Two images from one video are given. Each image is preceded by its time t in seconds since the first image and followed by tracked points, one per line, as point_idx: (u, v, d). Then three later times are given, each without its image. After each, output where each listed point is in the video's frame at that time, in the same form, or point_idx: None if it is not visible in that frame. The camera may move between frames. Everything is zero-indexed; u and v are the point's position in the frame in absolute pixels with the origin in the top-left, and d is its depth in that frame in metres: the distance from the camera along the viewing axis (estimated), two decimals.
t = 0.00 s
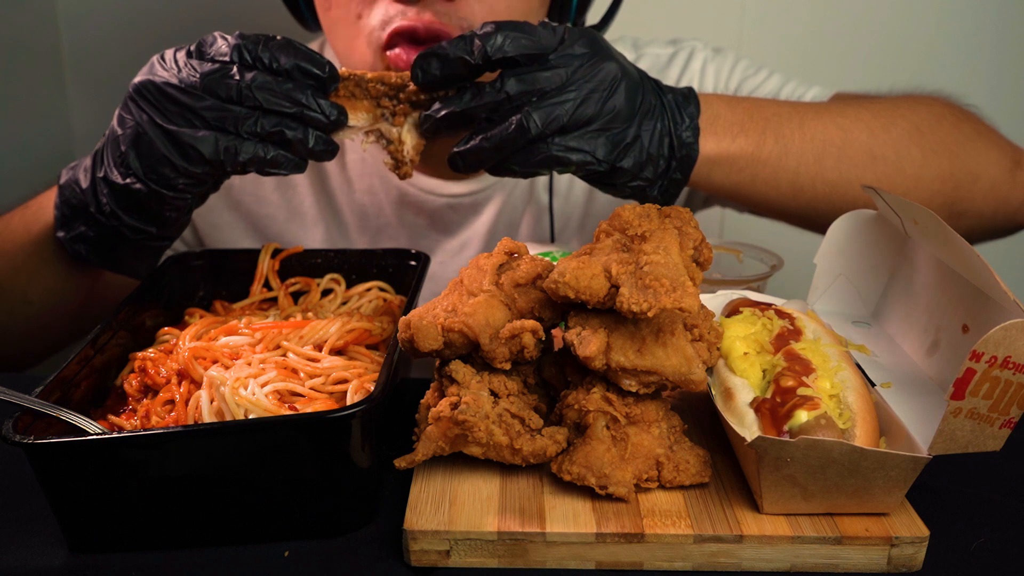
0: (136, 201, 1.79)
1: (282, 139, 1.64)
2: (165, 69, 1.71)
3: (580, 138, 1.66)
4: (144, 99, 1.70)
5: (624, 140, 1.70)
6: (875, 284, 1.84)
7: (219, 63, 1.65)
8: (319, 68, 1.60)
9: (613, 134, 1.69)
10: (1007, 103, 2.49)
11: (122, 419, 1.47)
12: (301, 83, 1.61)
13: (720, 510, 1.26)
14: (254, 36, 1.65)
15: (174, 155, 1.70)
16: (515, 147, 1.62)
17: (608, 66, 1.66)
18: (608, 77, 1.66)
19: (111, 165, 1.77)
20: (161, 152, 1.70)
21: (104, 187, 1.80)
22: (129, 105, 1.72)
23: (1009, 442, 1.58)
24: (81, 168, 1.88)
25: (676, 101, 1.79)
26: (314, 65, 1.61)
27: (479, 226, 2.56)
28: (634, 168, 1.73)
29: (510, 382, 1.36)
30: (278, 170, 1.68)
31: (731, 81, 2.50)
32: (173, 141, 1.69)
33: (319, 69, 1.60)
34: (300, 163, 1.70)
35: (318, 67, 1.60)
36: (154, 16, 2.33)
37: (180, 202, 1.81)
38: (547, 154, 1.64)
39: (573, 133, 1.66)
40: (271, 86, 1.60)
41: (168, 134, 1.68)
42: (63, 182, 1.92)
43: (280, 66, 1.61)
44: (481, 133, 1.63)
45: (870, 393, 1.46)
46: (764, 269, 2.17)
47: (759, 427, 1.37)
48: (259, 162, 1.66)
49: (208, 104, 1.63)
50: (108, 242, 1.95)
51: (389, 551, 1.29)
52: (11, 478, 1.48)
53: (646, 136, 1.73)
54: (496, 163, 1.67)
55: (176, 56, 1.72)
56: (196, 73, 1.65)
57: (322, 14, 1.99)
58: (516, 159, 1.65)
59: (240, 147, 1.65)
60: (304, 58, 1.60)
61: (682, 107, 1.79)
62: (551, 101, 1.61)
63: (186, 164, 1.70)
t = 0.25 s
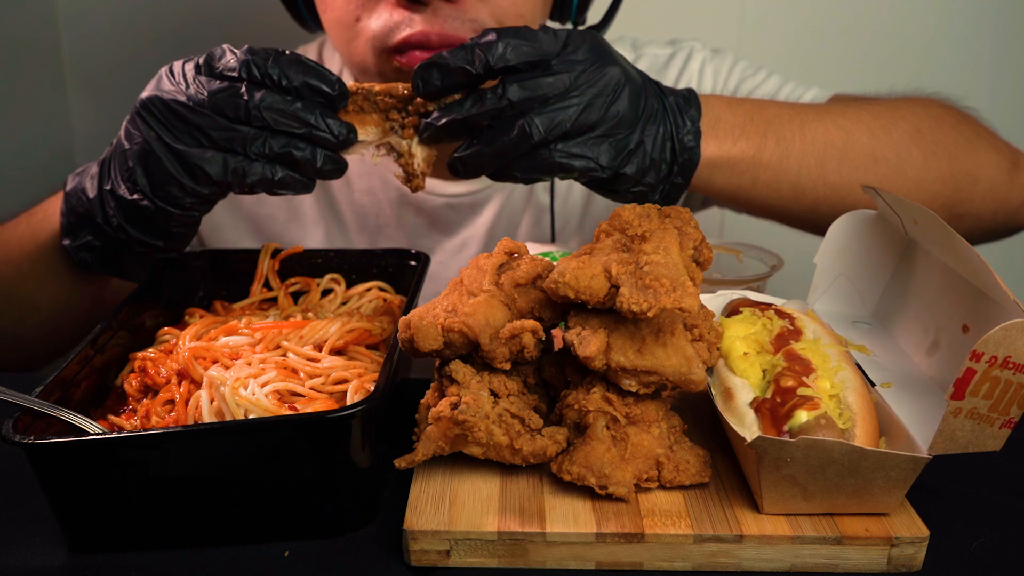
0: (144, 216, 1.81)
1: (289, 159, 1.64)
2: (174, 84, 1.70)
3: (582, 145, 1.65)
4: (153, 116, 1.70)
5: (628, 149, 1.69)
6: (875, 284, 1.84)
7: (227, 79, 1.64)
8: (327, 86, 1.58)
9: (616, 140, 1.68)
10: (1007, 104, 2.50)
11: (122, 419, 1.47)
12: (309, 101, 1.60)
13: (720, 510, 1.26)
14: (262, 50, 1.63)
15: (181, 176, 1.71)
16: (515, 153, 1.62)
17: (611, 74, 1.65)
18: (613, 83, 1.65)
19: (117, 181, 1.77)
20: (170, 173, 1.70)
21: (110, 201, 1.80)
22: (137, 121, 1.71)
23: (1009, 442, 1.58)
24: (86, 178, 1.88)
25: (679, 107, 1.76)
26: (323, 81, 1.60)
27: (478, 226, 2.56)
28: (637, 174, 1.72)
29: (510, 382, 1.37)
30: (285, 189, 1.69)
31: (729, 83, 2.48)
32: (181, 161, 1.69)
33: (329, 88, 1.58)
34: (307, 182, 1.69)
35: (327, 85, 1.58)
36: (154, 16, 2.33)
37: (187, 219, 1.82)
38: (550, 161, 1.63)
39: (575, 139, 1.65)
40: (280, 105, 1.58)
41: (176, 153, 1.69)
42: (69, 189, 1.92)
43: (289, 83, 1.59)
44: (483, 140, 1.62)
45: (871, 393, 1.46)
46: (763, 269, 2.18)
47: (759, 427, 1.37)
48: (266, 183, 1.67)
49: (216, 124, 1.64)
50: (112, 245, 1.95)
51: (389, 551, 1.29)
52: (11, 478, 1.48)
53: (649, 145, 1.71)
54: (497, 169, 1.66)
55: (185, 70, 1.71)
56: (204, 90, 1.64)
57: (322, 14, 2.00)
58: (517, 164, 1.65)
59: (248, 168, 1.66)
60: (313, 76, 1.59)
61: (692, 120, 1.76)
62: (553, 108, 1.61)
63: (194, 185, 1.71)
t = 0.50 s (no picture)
0: (147, 233, 1.81)
1: (293, 180, 1.63)
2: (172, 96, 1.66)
3: (583, 190, 1.67)
4: (152, 134, 1.67)
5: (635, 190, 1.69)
6: (875, 285, 1.84)
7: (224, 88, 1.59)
8: (322, 66, 1.49)
9: (623, 187, 1.69)
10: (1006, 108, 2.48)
11: (122, 419, 1.47)
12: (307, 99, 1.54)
13: (720, 510, 1.26)
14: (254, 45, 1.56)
15: (183, 197, 1.70)
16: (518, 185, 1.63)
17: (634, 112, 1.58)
18: (635, 130, 1.58)
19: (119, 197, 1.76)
20: (172, 195, 1.69)
21: (111, 215, 1.80)
22: (135, 138, 1.68)
23: (1009, 442, 1.59)
24: (87, 187, 1.86)
25: (694, 116, 1.69)
26: (316, 63, 1.50)
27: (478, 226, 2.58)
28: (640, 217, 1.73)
29: (510, 382, 1.37)
30: (291, 211, 1.69)
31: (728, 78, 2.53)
32: (183, 183, 1.68)
33: (321, 67, 1.49)
34: (311, 201, 1.70)
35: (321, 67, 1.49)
36: (153, 16, 2.33)
37: (191, 237, 1.83)
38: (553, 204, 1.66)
39: (582, 182, 1.66)
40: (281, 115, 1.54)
41: (178, 175, 1.68)
42: (69, 198, 1.89)
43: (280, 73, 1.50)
44: (492, 170, 1.60)
45: (870, 393, 1.46)
46: (763, 269, 2.18)
47: (759, 427, 1.38)
48: (271, 205, 1.67)
49: (218, 146, 1.61)
50: (111, 255, 1.94)
51: (389, 551, 1.29)
52: (11, 478, 1.49)
53: (661, 171, 1.68)
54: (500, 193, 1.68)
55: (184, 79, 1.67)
56: (203, 104, 1.60)
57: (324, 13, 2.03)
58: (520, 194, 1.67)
59: (252, 192, 1.66)
60: (305, 59, 1.49)
61: (706, 129, 1.70)
62: (564, 154, 1.59)
63: (198, 208, 1.72)
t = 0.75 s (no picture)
0: (141, 230, 1.79)
1: (285, 180, 1.63)
2: (167, 95, 1.67)
3: (582, 211, 1.67)
4: (146, 131, 1.67)
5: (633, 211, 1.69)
6: (875, 285, 1.84)
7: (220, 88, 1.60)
8: (322, 80, 1.50)
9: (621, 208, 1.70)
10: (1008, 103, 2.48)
11: (122, 419, 1.47)
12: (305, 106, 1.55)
13: (720, 510, 1.26)
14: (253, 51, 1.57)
15: (175, 194, 1.69)
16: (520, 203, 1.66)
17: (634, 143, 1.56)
18: (635, 161, 1.58)
19: (114, 194, 1.76)
20: (164, 191, 1.69)
21: (107, 211, 1.79)
22: (129, 135, 1.68)
23: (1009, 442, 1.59)
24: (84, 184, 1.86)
25: (695, 120, 1.68)
26: (317, 76, 1.51)
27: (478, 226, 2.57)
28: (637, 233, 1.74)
29: (510, 382, 1.37)
30: (284, 210, 1.68)
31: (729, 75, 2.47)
32: (176, 180, 1.68)
33: (322, 80, 1.51)
34: (305, 202, 1.69)
35: (320, 79, 1.50)
36: (153, 16, 2.32)
37: (185, 236, 1.82)
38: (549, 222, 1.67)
39: (582, 203, 1.67)
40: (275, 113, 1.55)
41: (171, 172, 1.67)
42: (65, 196, 1.89)
43: (281, 84, 1.52)
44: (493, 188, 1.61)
45: (871, 393, 1.46)
46: (763, 269, 2.18)
47: (759, 427, 1.38)
48: (264, 204, 1.66)
49: (211, 142, 1.62)
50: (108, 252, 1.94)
51: (389, 551, 1.29)
52: (12, 478, 1.49)
53: (661, 189, 1.67)
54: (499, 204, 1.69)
55: (181, 78, 1.68)
56: (197, 103, 1.61)
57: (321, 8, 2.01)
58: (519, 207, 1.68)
59: (245, 190, 1.65)
60: (306, 72, 1.51)
61: (709, 140, 1.69)
62: (564, 180, 1.59)
63: (191, 207, 1.71)
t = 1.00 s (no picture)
0: (144, 244, 1.84)
1: (279, 194, 1.66)
2: (147, 114, 1.62)
3: (582, 204, 1.67)
4: (133, 153, 1.65)
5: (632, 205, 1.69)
6: (875, 285, 1.84)
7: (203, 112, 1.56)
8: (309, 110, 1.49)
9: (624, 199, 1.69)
10: (1008, 104, 2.48)
11: (122, 419, 1.47)
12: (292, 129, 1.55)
13: (720, 510, 1.26)
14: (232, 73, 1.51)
15: (173, 217, 1.71)
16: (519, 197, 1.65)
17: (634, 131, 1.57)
18: (636, 149, 1.58)
19: (114, 210, 1.78)
20: (162, 214, 1.71)
21: (110, 228, 1.83)
22: (120, 156, 1.67)
23: (1009, 442, 1.59)
24: (83, 194, 1.84)
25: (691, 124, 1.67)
26: (302, 104, 1.49)
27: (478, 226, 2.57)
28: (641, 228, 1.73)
29: (510, 382, 1.37)
30: (280, 221, 1.72)
31: (728, 76, 2.52)
32: (172, 203, 1.69)
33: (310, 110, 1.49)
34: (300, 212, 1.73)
35: (305, 109, 1.49)
36: (153, 15, 2.32)
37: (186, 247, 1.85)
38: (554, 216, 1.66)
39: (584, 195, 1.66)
40: (262, 137, 1.54)
41: (167, 195, 1.68)
42: (67, 203, 1.89)
43: (266, 114, 1.50)
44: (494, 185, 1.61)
45: (871, 393, 1.46)
46: (763, 268, 2.19)
47: (759, 427, 1.38)
48: (261, 217, 1.69)
49: (201, 165, 1.61)
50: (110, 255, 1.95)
51: (389, 551, 1.29)
52: (12, 478, 1.49)
53: (661, 182, 1.67)
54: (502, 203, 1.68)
55: (162, 93, 1.61)
56: (181, 127, 1.56)
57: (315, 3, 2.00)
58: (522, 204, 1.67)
59: (242, 209, 1.67)
60: (292, 103, 1.48)
61: (708, 135, 1.69)
62: (565, 172, 1.58)
63: (189, 226, 1.73)
